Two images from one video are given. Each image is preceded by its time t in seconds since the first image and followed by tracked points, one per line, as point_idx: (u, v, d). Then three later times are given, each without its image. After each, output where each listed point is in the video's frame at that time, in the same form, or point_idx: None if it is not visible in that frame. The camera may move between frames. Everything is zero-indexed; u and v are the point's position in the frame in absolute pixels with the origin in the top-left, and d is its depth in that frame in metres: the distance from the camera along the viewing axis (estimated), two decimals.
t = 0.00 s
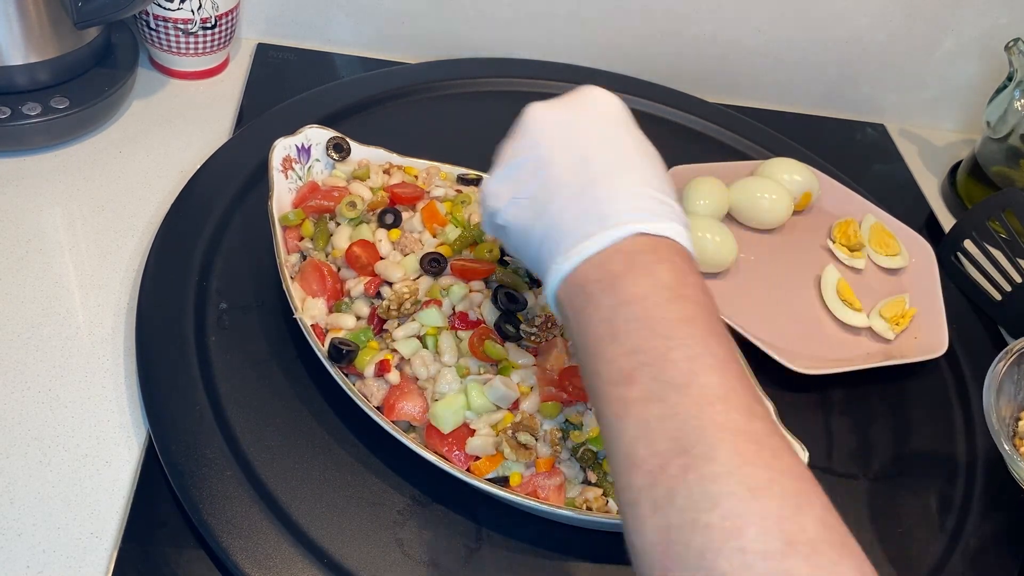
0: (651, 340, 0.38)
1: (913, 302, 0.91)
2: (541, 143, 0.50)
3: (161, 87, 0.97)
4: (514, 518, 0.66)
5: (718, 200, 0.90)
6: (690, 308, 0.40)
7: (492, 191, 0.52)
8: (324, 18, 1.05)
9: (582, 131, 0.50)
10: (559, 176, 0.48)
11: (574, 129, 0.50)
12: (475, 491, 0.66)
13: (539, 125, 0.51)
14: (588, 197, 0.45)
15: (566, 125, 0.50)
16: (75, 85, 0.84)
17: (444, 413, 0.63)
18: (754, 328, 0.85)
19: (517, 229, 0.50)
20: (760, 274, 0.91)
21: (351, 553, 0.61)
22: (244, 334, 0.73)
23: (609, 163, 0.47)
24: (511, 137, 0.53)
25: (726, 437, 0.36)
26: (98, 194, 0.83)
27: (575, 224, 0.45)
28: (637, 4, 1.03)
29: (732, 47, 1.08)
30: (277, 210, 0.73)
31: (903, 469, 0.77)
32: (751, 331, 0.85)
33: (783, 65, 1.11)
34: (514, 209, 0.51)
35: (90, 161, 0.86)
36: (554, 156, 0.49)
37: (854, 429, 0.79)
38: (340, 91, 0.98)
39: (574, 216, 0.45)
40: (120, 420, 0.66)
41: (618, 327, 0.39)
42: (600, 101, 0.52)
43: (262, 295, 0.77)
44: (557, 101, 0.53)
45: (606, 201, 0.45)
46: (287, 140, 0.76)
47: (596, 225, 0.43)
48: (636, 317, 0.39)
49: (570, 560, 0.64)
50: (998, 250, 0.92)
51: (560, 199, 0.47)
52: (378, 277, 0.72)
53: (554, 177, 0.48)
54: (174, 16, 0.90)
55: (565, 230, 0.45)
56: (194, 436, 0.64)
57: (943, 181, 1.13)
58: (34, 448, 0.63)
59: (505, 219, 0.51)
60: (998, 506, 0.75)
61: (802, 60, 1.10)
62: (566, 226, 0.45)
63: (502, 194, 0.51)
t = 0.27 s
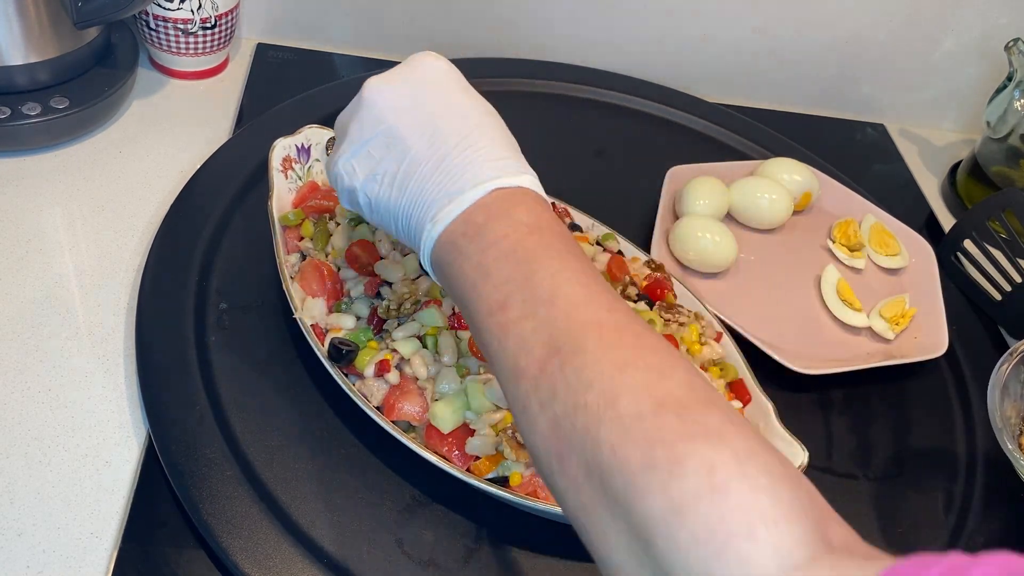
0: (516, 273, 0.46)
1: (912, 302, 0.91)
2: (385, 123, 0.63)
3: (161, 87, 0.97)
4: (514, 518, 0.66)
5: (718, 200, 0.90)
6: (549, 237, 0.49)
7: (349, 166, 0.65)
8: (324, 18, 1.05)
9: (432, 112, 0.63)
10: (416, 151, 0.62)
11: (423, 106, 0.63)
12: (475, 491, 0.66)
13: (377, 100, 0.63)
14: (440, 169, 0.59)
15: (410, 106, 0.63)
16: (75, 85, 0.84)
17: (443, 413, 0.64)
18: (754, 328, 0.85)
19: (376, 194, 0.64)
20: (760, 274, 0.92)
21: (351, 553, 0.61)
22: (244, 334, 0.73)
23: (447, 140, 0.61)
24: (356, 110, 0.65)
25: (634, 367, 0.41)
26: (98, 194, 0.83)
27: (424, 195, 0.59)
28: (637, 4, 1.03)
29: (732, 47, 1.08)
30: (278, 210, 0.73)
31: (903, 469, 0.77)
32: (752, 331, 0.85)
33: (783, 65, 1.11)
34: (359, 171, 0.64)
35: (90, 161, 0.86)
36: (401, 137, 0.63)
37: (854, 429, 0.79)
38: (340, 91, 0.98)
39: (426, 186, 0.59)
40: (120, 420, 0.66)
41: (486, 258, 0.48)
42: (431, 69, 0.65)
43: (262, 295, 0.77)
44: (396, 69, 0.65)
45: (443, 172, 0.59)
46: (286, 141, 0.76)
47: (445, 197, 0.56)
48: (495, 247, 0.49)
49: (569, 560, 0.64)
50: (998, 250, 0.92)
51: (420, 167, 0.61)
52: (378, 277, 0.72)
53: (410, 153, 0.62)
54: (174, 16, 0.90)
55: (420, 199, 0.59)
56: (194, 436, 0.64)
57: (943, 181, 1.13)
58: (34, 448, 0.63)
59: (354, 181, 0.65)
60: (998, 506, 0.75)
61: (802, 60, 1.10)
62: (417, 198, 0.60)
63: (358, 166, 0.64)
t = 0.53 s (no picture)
0: (506, 229, 0.51)
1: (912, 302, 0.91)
2: (398, 103, 0.67)
3: (161, 87, 0.97)
4: (514, 518, 0.66)
5: (718, 200, 0.90)
6: (540, 197, 0.54)
7: (358, 138, 0.67)
8: (324, 18, 1.05)
9: (442, 97, 0.67)
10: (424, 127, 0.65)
11: (432, 91, 0.68)
12: (475, 491, 0.66)
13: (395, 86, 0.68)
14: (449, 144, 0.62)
15: (422, 89, 0.68)
16: (75, 85, 0.84)
17: (444, 413, 0.63)
18: (754, 328, 0.85)
19: (380, 165, 0.66)
20: (760, 274, 0.91)
21: (351, 553, 0.61)
22: (243, 334, 0.73)
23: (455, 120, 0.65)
24: (369, 93, 0.69)
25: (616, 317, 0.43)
26: (98, 194, 0.83)
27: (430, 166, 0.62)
28: (637, 4, 1.03)
29: (732, 47, 1.08)
30: (278, 210, 0.73)
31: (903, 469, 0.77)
32: (752, 331, 0.85)
33: (782, 65, 1.11)
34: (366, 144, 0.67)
35: (90, 161, 0.86)
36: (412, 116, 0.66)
37: (854, 429, 0.79)
38: (340, 91, 0.98)
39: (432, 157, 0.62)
40: (120, 420, 0.66)
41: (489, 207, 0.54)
42: (444, 67, 0.71)
43: (262, 295, 0.77)
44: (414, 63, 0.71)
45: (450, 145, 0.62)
46: (287, 141, 0.75)
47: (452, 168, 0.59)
48: (493, 204, 0.54)
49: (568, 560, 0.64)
50: (998, 250, 0.92)
51: (427, 140, 0.64)
52: (378, 277, 0.72)
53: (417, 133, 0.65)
54: (174, 16, 0.90)
55: (424, 171, 0.62)
56: (194, 436, 0.64)
57: (943, 181, 1.13)
58: (34, 448, 0.63)
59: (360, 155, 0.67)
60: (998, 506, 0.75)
61: (802, 60, 1.10)
62: (424, 167, 0.63)
63: (365, 141, 0.67)
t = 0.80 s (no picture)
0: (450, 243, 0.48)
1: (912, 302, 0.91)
2: (319, 131, 0.61)
3: (161, 87, 0.97)
4: (514, 518, 0.66)
5: (718, 200, 0.90)
6: (476, 222, 0.50)
7: (281, 176, 0.61)
8: (324, 18, 1.05)
9: (365, 118, 0.61)
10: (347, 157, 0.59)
11: (355, 113, 0.61)
12: (475, 491, 0.66)
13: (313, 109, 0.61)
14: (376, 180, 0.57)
15: (339, 109, 0.61)
16: (75, 85, 0.84)
17: (443, 414, 0.63)
18: (754, 328, 0.85)
19: (311, 203, 0.61)
20: (760, 274, 0.92)
21: (351, 553, 0.61)
22: (243, 335, 0.73)
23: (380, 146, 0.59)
24: (286, 122, 0.63)
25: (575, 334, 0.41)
26: (98, 194, 0.83)
27: (359, 207, 0.57)
28: (637, 4, 1.03)
29: (732, 47, 1.08)
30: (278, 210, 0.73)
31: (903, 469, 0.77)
32: (752, 330, 0.85)
33: (783, 65, 1.11)
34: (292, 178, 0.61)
35: (90, 161, 0.86)
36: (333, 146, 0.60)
37: (854, 429, 0.79)
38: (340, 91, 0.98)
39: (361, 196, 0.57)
40: (120, 420, 0.66)
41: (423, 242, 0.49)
42: (359, 79, 0.64)
43: (262, 295, 0.77)
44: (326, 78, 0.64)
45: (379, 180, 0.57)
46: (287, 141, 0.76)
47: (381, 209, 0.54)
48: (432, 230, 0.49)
49: (568, 560, 0.64)
50: (998, 250, 0.92)
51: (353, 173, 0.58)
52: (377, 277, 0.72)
53: (341, 164, 0.59)
54: (174, 16, 0.90)
55: (356, 211, 0.57)
56: (193, 436, 0.64)
57: (943, 181, 1.13)
58: (34, 448, 0.63)
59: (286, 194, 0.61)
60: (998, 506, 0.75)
61: (802, 60, 1.10)
62: (355, 206, 0.57)
63: (289, 177, 0.61)
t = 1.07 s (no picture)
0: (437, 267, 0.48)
1: (912, 302, 0.91)
2: (301, 149, 0.61)
3: (161, 87, 0.97)
4: (514, 519, 0.66)
5: (718, 200, 0.90)
6: (465, 237, 0.51)
7: (265, 196, 0.61)
8: (324, 18, 1.05)
9: (342, 132, 0.62)
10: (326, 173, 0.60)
11: (334, 128, 0.62)
12: (474, 490, 0.66)
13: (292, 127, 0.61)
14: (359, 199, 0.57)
15: (315, 125, 0.62)
16: (75, 85, 0.84)
17: (443, 414, 0.63)
18: (754, 328, 0.85)
19: (297, 222, 0.61)
20: (760, 274, 0.92)
21: (351, 553, 0.61)
22: (243, 335, 0.73)
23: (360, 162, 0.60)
24: (264, 139, 0.62)
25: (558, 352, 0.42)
26: (98, 194, 0.83)
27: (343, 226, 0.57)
28: (636, 3, 1.03)
29: (731, 47, 1.08)
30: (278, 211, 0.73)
31: (903, 469, 0.77)
32: (752, 331, 0.85)
33: (782, 65, 1.11)
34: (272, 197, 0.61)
35: (90, 161, 0.86)
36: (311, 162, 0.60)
37: (854, 430, 0.79)
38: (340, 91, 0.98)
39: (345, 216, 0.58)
40: (121, 420, 0.66)
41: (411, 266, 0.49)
42: (338, 95, 0.64)
43: (262, 296, 0.77)
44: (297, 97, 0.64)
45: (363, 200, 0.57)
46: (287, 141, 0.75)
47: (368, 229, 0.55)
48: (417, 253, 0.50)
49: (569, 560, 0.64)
50: (998, 250, 0.92)
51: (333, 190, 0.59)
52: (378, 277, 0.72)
53: (322, 181, 0.60)
54: (174, 16, 0.90)
55: (340, 232, 0.57)
56: (193, 436, 0.64)
57: (943, 181, 1.13)
58: (34, 448, 0.63)
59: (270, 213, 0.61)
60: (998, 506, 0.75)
61: (802, 60, 1.10)
62: (337, 229, 0.58)
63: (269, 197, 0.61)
